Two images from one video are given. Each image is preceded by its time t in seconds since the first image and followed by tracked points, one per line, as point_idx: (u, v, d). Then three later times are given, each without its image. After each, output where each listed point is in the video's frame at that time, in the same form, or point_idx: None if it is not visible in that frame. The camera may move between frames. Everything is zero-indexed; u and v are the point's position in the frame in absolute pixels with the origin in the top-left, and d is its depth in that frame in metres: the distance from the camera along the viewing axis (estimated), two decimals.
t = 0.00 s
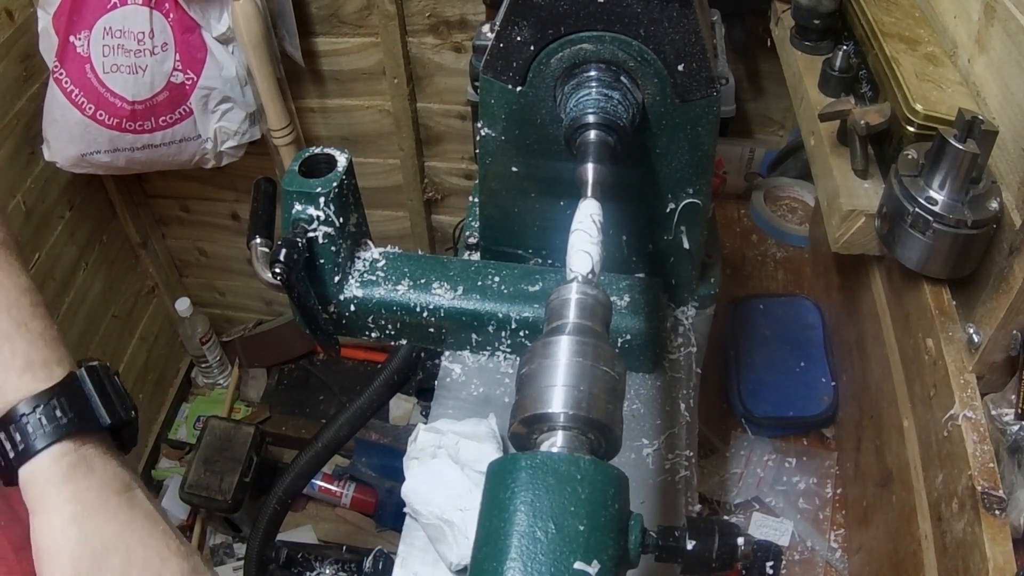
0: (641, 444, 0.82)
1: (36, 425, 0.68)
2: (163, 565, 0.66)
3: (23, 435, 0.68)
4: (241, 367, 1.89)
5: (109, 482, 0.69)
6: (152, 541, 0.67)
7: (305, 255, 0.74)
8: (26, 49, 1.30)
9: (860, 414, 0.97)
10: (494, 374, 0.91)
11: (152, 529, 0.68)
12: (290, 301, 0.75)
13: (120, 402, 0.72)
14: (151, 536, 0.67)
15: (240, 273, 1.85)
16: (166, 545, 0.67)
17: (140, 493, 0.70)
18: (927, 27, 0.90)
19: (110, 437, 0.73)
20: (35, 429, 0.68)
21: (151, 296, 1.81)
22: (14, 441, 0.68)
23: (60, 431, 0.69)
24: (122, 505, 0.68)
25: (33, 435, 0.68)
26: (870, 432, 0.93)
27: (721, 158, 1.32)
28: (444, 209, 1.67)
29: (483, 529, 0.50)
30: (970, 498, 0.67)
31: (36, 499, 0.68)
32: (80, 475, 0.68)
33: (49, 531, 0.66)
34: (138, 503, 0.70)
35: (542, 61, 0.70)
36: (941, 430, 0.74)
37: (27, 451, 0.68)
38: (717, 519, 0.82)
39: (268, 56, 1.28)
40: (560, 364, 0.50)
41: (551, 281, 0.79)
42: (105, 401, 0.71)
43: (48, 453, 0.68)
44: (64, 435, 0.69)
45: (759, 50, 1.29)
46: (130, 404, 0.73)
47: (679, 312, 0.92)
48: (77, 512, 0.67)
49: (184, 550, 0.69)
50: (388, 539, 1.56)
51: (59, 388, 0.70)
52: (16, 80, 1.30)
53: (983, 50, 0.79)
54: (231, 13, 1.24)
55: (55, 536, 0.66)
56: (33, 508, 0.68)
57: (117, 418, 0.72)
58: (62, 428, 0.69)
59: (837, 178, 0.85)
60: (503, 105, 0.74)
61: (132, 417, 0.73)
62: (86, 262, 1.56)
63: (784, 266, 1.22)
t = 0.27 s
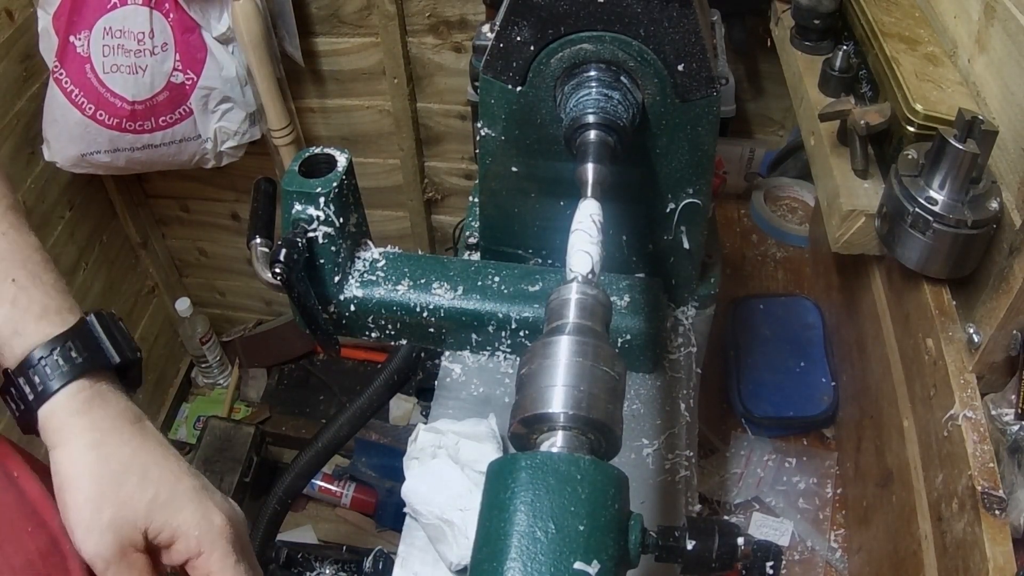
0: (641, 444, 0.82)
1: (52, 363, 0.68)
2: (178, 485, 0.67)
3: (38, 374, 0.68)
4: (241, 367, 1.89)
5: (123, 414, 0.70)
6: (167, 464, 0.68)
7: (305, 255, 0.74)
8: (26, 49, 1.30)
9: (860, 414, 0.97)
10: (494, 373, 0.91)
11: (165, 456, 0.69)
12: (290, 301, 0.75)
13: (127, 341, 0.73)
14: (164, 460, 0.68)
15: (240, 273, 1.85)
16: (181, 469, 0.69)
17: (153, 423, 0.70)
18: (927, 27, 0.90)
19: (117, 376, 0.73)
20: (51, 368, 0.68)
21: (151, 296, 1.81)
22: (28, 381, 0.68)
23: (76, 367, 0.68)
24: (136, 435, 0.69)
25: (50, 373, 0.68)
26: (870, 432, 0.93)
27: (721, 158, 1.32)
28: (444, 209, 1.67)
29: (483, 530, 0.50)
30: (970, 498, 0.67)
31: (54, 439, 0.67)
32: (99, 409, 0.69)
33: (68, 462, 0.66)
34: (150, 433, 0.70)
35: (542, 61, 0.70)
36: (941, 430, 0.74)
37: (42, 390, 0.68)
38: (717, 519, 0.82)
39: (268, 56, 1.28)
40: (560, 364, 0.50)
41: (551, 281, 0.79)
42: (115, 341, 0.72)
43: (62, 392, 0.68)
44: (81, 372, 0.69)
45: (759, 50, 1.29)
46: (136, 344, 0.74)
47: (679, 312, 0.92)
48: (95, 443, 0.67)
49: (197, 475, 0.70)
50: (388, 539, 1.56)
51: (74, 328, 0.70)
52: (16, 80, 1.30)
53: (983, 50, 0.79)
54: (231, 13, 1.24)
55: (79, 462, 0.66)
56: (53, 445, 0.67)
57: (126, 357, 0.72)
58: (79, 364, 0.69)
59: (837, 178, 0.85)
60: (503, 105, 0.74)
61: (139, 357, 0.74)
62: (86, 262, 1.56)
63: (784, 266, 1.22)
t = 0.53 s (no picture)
0: (641, 444, 0.82)
1: (63, 408, 0.68)
2: (183, 535, 0.66)
3: (49, 416, 0.68)
4: (241, 367, 1.89)
5: (133, 458, 0.69)
6: (173, 512, 0.67)
7: (305, 255, 0.74)
8: (26, 50, 1.30)
9: (860, 414, 0.97)
10: (494, 373, 0.91)
11: (171, 503, 0.68)
12: (290, 301, 0.75)
13: (143, 384, 0.73)
14: (170, 508, 0.67)
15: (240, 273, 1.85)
16: (186, 518, 0.68)
17: (162, 470, 0.70)
18: (927, 27, 0.90)
19: (132, 418, 0.73)
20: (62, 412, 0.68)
21: (151, 296, 1.81)
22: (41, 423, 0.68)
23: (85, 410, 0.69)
24: (144, 481, 0.68)
25: (60, 416, 0.68)
26: (870, 433, 0.93)
27: (721, 158, 1.32)
28: (444, 208, 1.67)
29: (483, 530, 0.50)
30: (970, 498, 0.67)
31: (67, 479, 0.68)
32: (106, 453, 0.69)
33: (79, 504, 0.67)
34: (159, 479, 0.70)
35: (542, 61, 0.70)
36: (941, 430, 0.74)
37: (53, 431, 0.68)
38: (716, 519, 0.82)
39: (268, 56, 1.28)
40: (560, 364, 0.50)
41: (551, 281, 0.79)
42: (129, 384, 0.71)
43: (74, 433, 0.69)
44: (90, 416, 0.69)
45: (759, 50, 1.29)
46: (153, 387, 0.74)
47: (679, 312, 0.92)
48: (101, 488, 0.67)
49: (204, 523, 0.69)
50: (388, 539, 1.56)
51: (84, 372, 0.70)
52: (16, 80, 1.30)
53: (983, 50, 0.79)
54: (231, 12, 1.24)
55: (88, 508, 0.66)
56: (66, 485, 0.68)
57: (140, 401, 0.72)
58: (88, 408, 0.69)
59: (837, 178, 0.85)
60: (503, 105, 0.74)
61: (154, 399, 0.73)
62: (86, 262, 1.56)
63: (784, 266, 1.22)
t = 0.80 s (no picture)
0: (641, 444, 0.82)
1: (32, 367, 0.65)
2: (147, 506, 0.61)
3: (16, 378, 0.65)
4: (241, 367, 1.89)
5: (100, 423, 0.65)
6: (138, 479, 0.63)
7: (305, 255, 0.74)
8: (26, 49, 1.30)
9: (860, 414, 0.97)
10: (494, 373, 0.91)
11: (137, 471, 0.64)
12: (290, 301, 0.75)
13: (115, 347, 0.70)
14: (136, 477, 0.63)
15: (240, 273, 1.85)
16: (154, 488, 0.63)
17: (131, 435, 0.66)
18: (927, 27, 0.90)
19: (105, 382, 0.70)
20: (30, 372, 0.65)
21: (151, 296, 1.81)
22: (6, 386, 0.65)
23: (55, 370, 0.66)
24: (110, 446, 0.64)
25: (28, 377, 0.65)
26: (870, 433, 0.93)
27: (721, 158, 1.32)
28: (444, 208, 1.67)
29: (483, 530, 0.50)
30: (970, 498, 0.67)
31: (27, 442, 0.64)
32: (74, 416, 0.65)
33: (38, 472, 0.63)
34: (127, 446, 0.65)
35: (542, 61, 0.70)
36: (941, 430, 0.74)
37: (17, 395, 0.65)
38: (717, 519, 0.82)
39: (268, 56, 1.28)
40: (560, 363, 0.50)
41: (551, 281, 0.79)
42: (99, 344, 0.68)
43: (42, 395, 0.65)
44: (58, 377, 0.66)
45: (759, 50, 1.29)
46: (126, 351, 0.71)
47: (679, 311, 0.92)
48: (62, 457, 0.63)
49: (173, 495, 0.64)
50: (388, 539, 1.56)
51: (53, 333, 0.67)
52: (16, 80, 1.30)
53: (983, 50, 0.79)
54: (231, 13, 1.24)
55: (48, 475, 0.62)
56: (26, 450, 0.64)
57: (111, 362, 0.69)
58: (58, 368, 0.66)
59: (837, 178, 0.85)
60: (503, 105, 0.74)
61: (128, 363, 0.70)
62: (86, 262, 1.56)
63: (784, 266, 1.22)
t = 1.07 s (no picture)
0: (641, 444, 0.82)
1: None
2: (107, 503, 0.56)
3: None
4: (241, 367, 1.89)
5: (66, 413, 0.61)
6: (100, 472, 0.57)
7: (305, 255, 0.74)
8: (26, 49, 1.30)
9: (860, 414, 0.97)
10: (494, 373, 0.91)
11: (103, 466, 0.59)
12: (290, 301, 0.75)
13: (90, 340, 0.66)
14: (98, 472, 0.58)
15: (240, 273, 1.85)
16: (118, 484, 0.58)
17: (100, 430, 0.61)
18: (927, 27, 0.90)
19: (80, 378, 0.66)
20: None
21: (151, 296, 1.81)
22: None
23: None
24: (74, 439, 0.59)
25: None
26: (870, 433, 0.93)
27: (721, 158, 1.32)
28: (444, 208, 1.67)
29: (483, 529, 0.50)
30: (970, 498, 0.67)
31: None
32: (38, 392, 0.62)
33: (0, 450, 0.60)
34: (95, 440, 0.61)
35: (542, 61, 0.70)
36: (941, 430, 0.74)
37: None
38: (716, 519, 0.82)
39: (268, 56, 1.28)
40: (560, 363, 0.50)
41: (550, 281, 0.79)
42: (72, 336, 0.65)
43: None
44: None
45: (759, 50, 1.29)
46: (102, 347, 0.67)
47: (679, 311, 0.92)
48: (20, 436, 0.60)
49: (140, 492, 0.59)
50: (388, 539, 1.56)
51: None
52: (16, 80, 1.30)
53: (983, 50, 0.79)
54: (231, 13, 1.24)
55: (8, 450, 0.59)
56: None
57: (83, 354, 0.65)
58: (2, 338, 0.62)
59: (837, 178, 0.85)
60: (503, 105, 0.74)
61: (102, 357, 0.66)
62: (86, 262, 1.56)
63: (783, 266, 1.22)
